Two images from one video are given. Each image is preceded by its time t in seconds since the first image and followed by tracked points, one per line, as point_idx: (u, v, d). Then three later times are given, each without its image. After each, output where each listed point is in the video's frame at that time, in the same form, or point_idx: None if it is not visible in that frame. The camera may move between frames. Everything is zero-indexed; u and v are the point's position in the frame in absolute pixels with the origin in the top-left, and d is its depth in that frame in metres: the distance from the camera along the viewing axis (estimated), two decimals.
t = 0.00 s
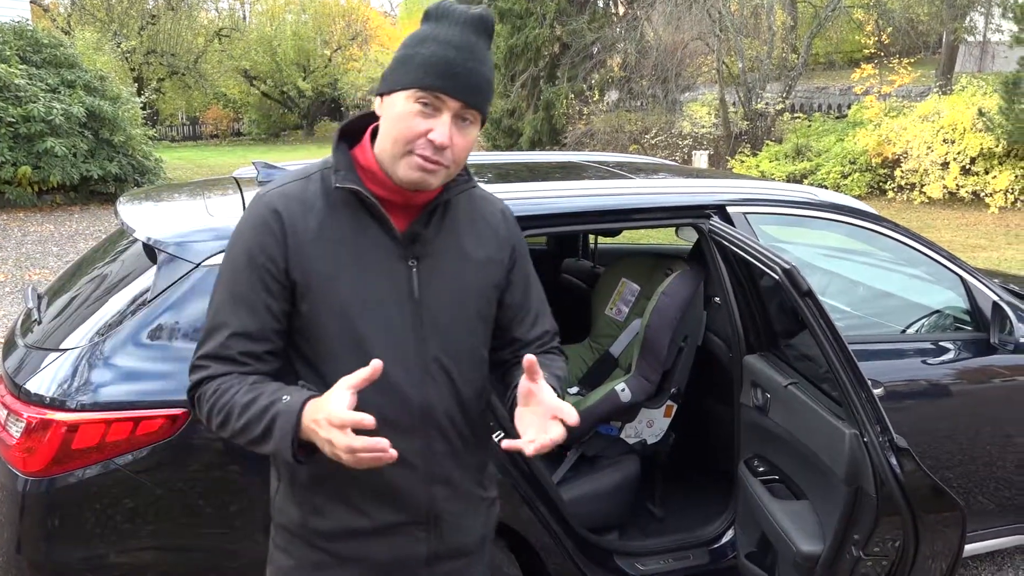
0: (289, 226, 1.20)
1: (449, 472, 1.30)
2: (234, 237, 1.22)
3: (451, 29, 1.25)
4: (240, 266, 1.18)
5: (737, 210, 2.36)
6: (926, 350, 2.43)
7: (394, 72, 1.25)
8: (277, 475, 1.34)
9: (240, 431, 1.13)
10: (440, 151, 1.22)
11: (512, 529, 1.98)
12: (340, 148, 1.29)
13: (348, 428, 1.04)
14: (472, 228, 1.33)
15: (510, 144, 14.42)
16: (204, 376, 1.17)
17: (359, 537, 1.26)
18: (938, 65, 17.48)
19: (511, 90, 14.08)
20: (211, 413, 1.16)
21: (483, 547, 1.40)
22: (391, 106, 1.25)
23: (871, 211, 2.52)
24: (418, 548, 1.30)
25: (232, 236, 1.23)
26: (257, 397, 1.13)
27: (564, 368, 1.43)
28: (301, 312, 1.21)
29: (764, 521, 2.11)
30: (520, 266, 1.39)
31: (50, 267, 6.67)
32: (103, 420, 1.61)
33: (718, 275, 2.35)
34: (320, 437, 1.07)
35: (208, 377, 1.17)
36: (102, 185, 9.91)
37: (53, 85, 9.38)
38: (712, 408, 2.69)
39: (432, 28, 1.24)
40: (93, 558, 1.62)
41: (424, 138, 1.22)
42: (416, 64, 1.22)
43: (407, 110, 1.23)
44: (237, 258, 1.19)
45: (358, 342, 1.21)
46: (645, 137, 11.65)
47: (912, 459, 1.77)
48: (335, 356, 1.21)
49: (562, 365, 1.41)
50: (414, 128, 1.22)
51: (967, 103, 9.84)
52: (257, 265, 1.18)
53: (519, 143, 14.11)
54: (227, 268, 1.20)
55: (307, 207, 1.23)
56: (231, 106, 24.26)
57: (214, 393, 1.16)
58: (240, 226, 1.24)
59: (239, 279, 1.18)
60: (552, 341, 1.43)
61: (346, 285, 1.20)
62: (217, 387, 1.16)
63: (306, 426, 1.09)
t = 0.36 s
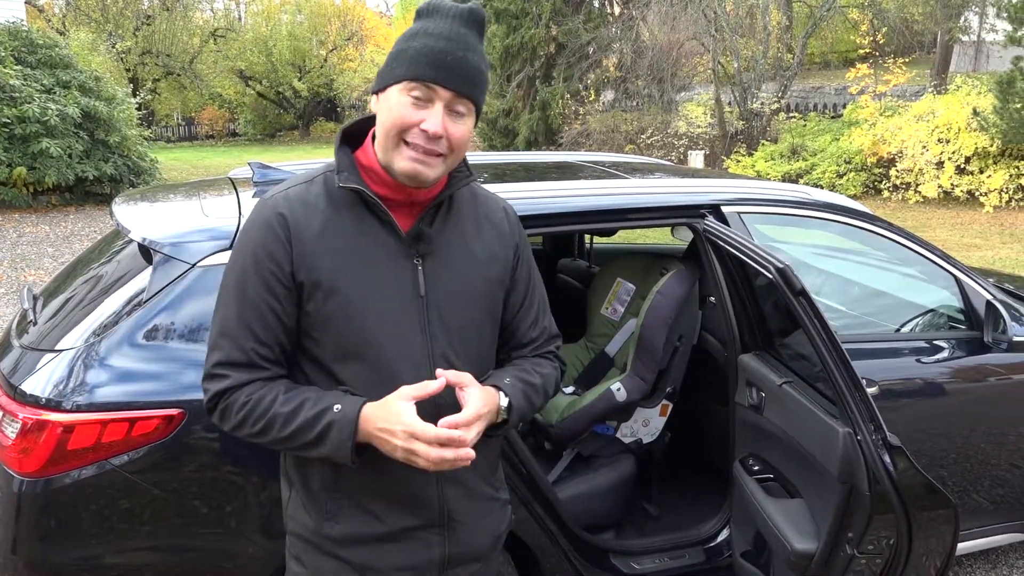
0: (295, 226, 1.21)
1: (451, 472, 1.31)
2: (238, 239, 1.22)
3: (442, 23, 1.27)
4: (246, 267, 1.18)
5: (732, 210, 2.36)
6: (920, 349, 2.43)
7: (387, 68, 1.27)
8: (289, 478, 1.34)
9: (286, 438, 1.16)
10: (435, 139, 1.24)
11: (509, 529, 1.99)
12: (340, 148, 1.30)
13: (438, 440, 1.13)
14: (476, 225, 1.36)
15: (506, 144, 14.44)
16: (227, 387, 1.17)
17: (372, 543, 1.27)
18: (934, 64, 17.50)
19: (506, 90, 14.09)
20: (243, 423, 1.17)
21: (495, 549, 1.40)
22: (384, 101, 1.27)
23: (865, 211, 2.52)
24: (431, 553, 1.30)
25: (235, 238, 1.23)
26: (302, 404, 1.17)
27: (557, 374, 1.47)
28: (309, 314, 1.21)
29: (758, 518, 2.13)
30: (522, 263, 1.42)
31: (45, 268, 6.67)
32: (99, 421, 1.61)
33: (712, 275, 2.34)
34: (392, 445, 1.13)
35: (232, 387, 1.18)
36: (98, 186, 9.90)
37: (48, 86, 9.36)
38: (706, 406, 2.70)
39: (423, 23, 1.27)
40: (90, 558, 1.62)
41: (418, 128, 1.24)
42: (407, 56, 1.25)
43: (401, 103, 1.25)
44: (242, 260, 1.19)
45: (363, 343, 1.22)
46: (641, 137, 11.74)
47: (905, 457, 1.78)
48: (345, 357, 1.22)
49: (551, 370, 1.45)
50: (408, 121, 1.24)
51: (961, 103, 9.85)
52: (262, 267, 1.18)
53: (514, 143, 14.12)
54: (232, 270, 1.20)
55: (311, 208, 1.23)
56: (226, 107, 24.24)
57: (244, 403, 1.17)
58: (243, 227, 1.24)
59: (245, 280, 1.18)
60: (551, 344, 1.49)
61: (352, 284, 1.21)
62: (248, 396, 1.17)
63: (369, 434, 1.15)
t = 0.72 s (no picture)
0: (265, 253, 1.11)
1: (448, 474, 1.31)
2: (198, 271, 1.10)
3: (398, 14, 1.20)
4: (214, 302, 1.08)
5: (729, 211, 2.37)
6: (917, 348, 2.44)
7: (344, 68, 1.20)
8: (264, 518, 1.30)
9: (271, 479, 1.10)
10: (399, 143, 1.17)
11: (508, 530, 1.99)
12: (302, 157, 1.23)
13: (446, 474, 1.07)
14: (449, 232, 1.34)
15: (504, 145, 14.44)
16: (199, 433, 1.08)
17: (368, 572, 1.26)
18: (931, 64, 17.51)
19: (504, 90, 14.10)
20: (222, 468, 1.08)
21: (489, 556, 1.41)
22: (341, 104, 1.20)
23: (862, 211, 2.52)
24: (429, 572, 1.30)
25: (193, 268, 1.11)
26: (290, 444, 1.11)
27: (528, 370, 1.48)
28: (287, 346, 1.13)
29: (756, 519, 2.12)
30: (494, 265, 1.41)
31: (42, 268, 6.66)
32: (96, 420, 1.61)
33: (711, 277, 2.38)
34: (393, 480, 1.08)
35: (206, 433, 1.09)
36: (95, 186, 9.88)
37: (44, 86, 9.33)
38: (702, 406, 2.71)
39: (378, 17, 1.20)
40: (87, 558, 1.62)
41: (379, 132, 1.16)
42: (363, 55, 1.17)
43: (360, 105, 1.17)
44: (207, 295, 1.08)
45: (348, 371, 1.15)
46: (638, 136, 11.65)
47: (902, 457, 1.77)
48: (327, 388, 1.16)
49: (525, 369, 1.46)
50: (369, 124, 1.16)
51: (958, 102, 9.85)
52: (232, 301, 1.08)
53: (512, 143, 14.13)
54: (193, 305, 1.09)
55: (281, 232, 1.14)
56: (223, 107, 24.20)
57: (221, 447, 1.08)
58: (198, 254, 1.13)
59: (213, 317, 1.08)
60: (520, 342, 1.49)
61: (335, 310, 1.14)
62: (225, 440, 1.08)
63: (370, 469, 1.10)
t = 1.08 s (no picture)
0: (222, 304, 1.01)
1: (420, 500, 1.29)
2: (141, 326, 0.97)
3: (365, 35, 1.09)
4: (165, 361, 0.97)
5: (728, 210, 2.37)
6: (917, 348, 2.44)
7: (301, 91, 1.08)
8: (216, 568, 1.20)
9: (235, 543, 1.01)
10: (365, 188, 1.08)
11: (507, 531, 1.99)
12: (252, 184, 1.13)
13: (433, 531, 1.04)
14: (410, 256, 1.28)
15: (504, 144, 14.44)
16: (153, 502, 0.98)
17: None
18: (930, 63, 17.52)
19: (504, 90, 14.10)
20: (181, 536, 0.99)
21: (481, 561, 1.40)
22: (296, 135, 1.09)
23: (863, 211, 2.53)
24: None
25: (133, 323, 0.98)
26: (258, 502, 1.02)
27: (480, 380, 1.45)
28: (245, 400, 1.04)
29: (756, 519, 2.12)
30: (449, 284, 1.36)
31: (42, 268, 6.66)
32: (96, 420, 1.62)
33: (709, 274, 2.36)
34: (374, 535, 1.03)
35: (159, 502, 0.99)
36: (95, 186, 9.87)
37: (44, 86, 9.33)
38: (701, 405, 2.71)
39: (342, 36, 1.09)
40: (84, 559, 1.62)
41: (344, 175, 1.07)
42: (325, 83, 1.06)
43: (319, 143, 1.07)
44: (154, 355, 0.97)
45: (318, 421, 1.08)
46: (638, 136, 11.61)
47: (900, 456, 1.78)
48: (293, 437, 1.08)
49: (478, 379, 1.42)
50: (330, 164, 1.07)
51: (958, 102, 9.85)
52: (186, 356, 0.98)
53: (512, 142, 14.13)
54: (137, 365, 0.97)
55: (236, 276, 1.03)
56: (223, 107, 24.19)
57: (179, 514, 0.99)
58: (136, 303, 1.00)
59: (162, 379, 0.97)
60: (471, 351, 1.44)
61: (301, 358, 1.05)
62: (183, 506, 0.99)
63: (348, 525, 1.03)
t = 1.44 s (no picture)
0: (194, 310, 1.00)
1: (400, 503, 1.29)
2: (107, 336, 0.95)
3: (335, 33, 1.09)
4: (135, 372, 0.95)
5: (729, 209, 2.37)
6: (918, 347, 2.44)
7: (269, 90, 1.07)
8: None
9: (213, 558, 0.99)
10: (336, 190, 1.08)
11: (506, 530, 1.99)
12: (219, 185, 1.12)
13: (420, 534, 1.05)
14: (382, 256, 1.29)
15: (504, 144, 14.45)
16: (124, 521, 0.96)
17: None
18: (931, 63, 17.50)
19: (505, 90, 14.10)
20: (155, 553, 0.97)
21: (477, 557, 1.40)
22: (265, 134, 1.08)
23: (864, 211, 2.53)
24: None
25: (97, 333, 0.96)
26: (234, 514, 1.01)
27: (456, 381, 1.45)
28: (217, 409, 1.04)
29: (756, 519, 2.12)
30: (423, 283, 1.37)
31: (44, 268, 6.66)
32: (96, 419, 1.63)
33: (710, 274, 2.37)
34: (359, 542, 1.03)
35: (132, 518, 0.96)
36: (96, 186, 9.88)
37: (45, 86, 9.34)
38: (703, 405, 2.71)
39: (311, 34, 1.08)
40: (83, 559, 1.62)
41: (315, 176, 1.07)
42: (294, 82, 1.06)
43: (289, 143, 1.07)
44: (124, 365, 0.95)
45: (298, 426, 1.08)
46: (639, 136, 11.67)
47: (901, 455, 1.79)
48: (271, 446, 1.07)
49: (454, 381, 1.42)
50: (301, 164, 1.07)
51: (960, 101, 9.83)
52: (158, 366, 0.96)
53: (513, 142, 14.14)
54: (105, 378, 0.95)
55: (205, 279, 1.03)
56: (224, 107, 24.17)
57: (152, 530, 0.97)
58: (100, 312, 0.98)
59: (131, 389, 0.95)
60: (446, 352, 1.44)
61: (277, 362, 1.06)
62: (156, 523, 0.97)
63: (331, 533, 1.03)
